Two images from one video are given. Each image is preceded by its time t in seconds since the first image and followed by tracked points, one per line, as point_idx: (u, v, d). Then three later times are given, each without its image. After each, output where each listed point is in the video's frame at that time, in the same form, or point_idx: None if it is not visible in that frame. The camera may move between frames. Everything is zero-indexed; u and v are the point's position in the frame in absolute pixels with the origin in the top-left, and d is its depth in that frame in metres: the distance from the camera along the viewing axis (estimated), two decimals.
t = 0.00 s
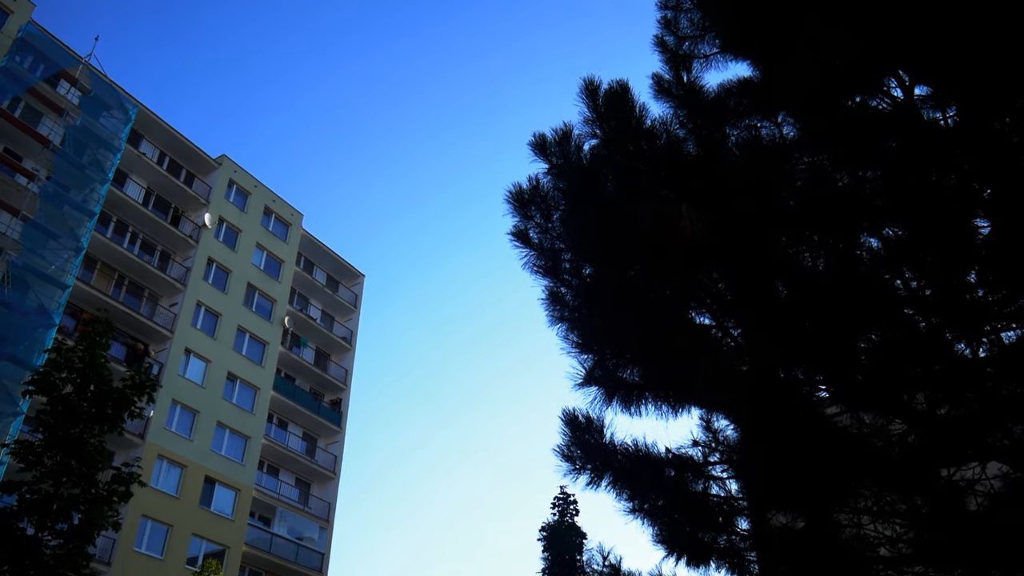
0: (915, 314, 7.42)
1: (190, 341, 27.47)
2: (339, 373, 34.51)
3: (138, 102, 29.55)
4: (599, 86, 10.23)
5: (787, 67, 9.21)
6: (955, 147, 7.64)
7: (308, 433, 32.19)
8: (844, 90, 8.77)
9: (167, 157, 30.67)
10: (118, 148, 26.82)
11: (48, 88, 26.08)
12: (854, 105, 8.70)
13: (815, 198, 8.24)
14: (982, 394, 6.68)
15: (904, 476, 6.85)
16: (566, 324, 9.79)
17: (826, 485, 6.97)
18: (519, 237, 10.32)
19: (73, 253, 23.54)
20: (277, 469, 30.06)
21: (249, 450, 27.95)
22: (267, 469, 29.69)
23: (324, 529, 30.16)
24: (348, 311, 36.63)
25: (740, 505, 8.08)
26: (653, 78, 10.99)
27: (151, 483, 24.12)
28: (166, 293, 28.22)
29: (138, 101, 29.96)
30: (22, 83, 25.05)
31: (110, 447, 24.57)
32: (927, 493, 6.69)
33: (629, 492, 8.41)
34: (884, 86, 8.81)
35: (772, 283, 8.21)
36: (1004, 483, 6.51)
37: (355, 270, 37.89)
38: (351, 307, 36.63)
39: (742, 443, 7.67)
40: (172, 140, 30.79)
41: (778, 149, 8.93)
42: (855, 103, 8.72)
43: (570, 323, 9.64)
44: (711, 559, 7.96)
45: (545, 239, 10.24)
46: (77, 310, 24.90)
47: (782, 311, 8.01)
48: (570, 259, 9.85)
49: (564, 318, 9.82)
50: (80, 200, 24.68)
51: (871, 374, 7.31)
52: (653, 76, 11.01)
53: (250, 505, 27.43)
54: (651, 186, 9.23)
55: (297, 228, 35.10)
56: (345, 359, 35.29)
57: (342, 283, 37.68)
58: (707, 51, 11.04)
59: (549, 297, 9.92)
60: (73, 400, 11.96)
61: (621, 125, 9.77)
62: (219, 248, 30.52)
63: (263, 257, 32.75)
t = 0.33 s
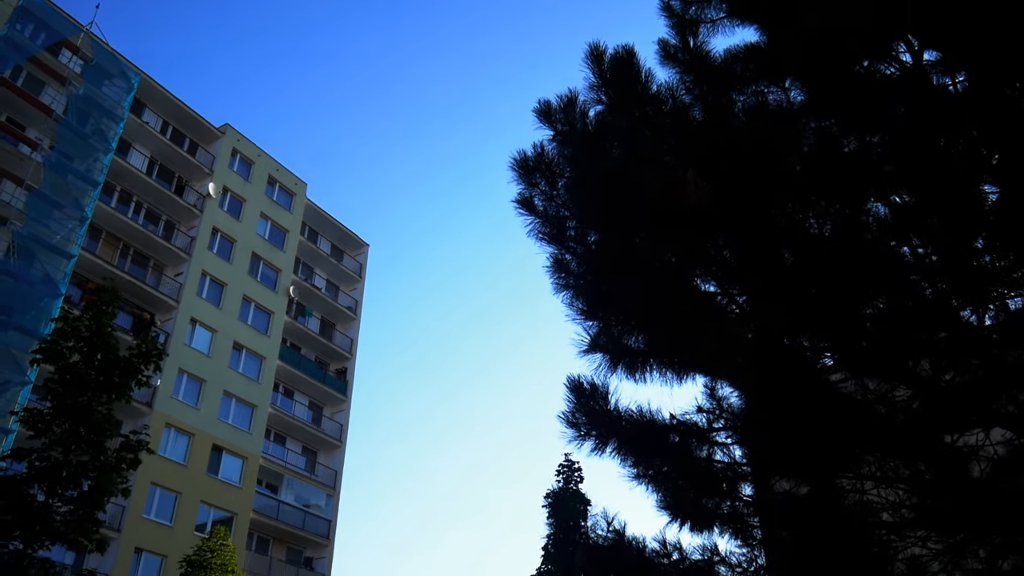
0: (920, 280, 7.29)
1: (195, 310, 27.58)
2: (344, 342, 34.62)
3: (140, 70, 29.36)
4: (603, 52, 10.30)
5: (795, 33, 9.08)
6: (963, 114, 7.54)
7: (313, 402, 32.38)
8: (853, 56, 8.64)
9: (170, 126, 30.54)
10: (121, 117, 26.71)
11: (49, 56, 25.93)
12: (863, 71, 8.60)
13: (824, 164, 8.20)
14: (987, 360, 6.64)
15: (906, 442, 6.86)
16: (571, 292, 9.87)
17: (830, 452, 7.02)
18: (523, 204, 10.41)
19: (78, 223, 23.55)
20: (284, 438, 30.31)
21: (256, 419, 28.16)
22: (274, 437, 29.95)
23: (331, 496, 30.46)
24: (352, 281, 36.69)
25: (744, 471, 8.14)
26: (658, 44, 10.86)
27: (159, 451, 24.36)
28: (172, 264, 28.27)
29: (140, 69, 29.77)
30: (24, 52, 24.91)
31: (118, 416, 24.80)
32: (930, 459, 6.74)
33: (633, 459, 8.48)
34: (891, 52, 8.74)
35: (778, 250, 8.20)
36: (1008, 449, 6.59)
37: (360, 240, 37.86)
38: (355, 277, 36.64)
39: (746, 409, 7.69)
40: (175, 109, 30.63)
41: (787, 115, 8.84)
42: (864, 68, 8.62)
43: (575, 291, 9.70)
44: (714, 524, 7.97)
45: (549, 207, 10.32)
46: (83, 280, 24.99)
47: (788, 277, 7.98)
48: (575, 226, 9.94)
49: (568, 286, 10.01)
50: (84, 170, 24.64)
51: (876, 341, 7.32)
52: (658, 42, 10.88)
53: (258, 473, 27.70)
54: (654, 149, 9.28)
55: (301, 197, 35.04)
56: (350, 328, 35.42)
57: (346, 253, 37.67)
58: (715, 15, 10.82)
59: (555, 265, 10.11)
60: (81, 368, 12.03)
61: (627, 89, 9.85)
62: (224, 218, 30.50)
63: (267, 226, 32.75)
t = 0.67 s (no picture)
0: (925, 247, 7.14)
1: (200, 278, 27.65)
2: (348, 310, 34.73)
3: (140, 37, 29.11)
4: (608, 15, 10.36)
5: None
6: (972, 78, 7.32)
7: (317, 369, 32.56)
8: (859, 18, 8.34)
9: (172, 93, 30.35)
10: (121, 85, 26.51)
11: (49, 23, 25.72)
12: (872, 33, 8.28)
13: (830, 132, 8.16)
14: (992, 327, 6.39)
15: (908, 407, 6.85)
16: (574, 258, 10.12)
17: (834, 416, 7.02)
18: (526, 169, 10.53)
19: (80, 191, 23.52)
20: (288, 405, 30.48)
21: (261, 386, 28.35)
22: (279, 404, 30.13)
23: (336, 462, 30.75)
24: (356, 249, 36.73)
25: (746, 436, 8.19)
26: (664, 7, 10.75)
27: (166, 417, 24.57)
28: (175, 232, 28.26)
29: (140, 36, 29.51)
30: (23, 19, 24.71)
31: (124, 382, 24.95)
32: (933, 423, 6.74)
33: (635, 423, 8.58)
34: (901, 14, 8.37)
35: (783, 216, 8.21)
36: (1010, 414, 6.52)
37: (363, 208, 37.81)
38: (359, 245, 36.64)
39: (749, 373, 7.92)
40: (176, 76, 30.43)
41: (792, 79, 8.73)
42: (873, 30, 8.31)
43: (576, 257, 10.01)
44: (716, 488, 8.10)
45: (552, 171, 10.44)
46: (87, 248, 25.02)
47: (793, 241, 8.00)
48: (578, 192, 10.05)
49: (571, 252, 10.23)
50: (85, 138, 24.54)
51: (879, 305, 7.21)
52: (664, 5, 10.74)
53: (263, 440, 27.95)
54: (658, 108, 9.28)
55: (303, 164, 34.93)
56: (354, 296, 35.54)
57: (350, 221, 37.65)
58: None
59: (558, 231, 10.28)
60: (87, 336, 12.07)
61: (631, 55, 9.99)
62: (226, 186, 30.44)
63: (270, 193, 32.68)
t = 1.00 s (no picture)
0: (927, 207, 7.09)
1: (201, 246, 27.63)
2: (349, 276, 34.81)
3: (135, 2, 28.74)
4: None
5: None
6: (975, 35, 6.95)
7: (320, 336, 32.73)
8: None
9: (169, 59, 30.06)
10: (117, 51, 26.07)
11: None
12: None
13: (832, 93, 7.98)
14: (992, 288, 6.48)
15: (907, 367, 6.78)
16: (574, 221, 10.31)
17: (831, 376, 7.02)
18: (527, 132, 10.59)
19: (79, 158, 23.39)
20: (291, 371, 30.69)
21: (263, 352, 28.48)
22: (282, 370, 30.33)
23: (339, 428, 31.03)
24: (357, 215, 36.66)
25: (746, 398, 8.19)
26: None
27: (169, 384, 24.71)
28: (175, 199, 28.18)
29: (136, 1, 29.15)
30: None
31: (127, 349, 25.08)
32: (932, 384, 6.60)
33: (635, 384, 8.82)
34: None
35: (779, 179, 8.22)
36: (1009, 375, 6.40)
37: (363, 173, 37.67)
38: (360, 211, 36.60)
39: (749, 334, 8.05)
40: (172, 42, 30.11)
41: (795, 39, 8.47)
42: None
43: (579, 220, 10.20)
44: (716, 450, 8.08)
45: (553, 134, 10.50)
46: (86, 216, 25.01)
47: (791, 203, 8.01)
48: (579, 156, 10.18)
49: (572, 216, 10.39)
50: (82, 105, 24.31)
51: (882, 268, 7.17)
52: None
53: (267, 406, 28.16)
54: (659, 71, 9.26)
55: (302, 131, 34.75)
56: (355, 263, 35.58)
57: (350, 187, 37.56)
58: None
59: (558, 194, 10.44)
60: (88, 303, 12.08)
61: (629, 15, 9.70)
62: (225, 152, 30.30)
63: (269, 160, 32.54)
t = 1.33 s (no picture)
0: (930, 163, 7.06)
1: (198, 202, 27.51)
2: (348, 234, 34.73)
3: None
4: None
5: None
6: None
7: (318, 293, 32.79)
8: None
9: (163, 12, 29.56)
10: (110, 3, 25.63)
11: None
12: None
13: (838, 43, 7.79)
14: (991, 245, 6.25)
15: (908, 323, 6.59)
16: (574, 175, 10.33)
17: (828, 329, 7.06)
18: (526, 86, 10.52)
19: (75, 113, 23.19)
20: (290, 327, 30.78)
21: (262, 309, 28.54)
22: (280, 326, 30.42)
23: (338, 384, 31.20)
24: (355, 171, 36.48)
25: (743, 353, 8.23)
26: None
27: (168, 340, 24.79)
28: (172, 155, 28.00)
29: None
30: None
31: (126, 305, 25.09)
32: (930, 341, 6.43)
33: (632, 340, 8.87)
34: None
35: (784, 138, 8.09)
36: (1007, 332, 6.30)
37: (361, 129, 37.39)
38: (358, 167, 36.42)
39: (749, 291, 8.05)
40: None
41: None
42: None
43: (578, 175, 10.17)
44: (714, 406, 8.12)
45: (553, 88, 10.42)
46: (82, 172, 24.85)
47: (794, 160, 7.98)
48: (578, 110, 10.09)
49: (572, 171, 10.41)
50: (77, 59, 24.00)
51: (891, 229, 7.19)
52: None
53: (266, 362, 28.31)
54: (661, 26, 9.10)
55: (300, 86, 34.40)
56: (353, 220, 35.47)
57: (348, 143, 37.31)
58: None
59: (558, 148, 10.48)
60: (86, 258, 12.05)
61: None
62: (222, 107, 30.02)
63: (267, 115, 32.26)
